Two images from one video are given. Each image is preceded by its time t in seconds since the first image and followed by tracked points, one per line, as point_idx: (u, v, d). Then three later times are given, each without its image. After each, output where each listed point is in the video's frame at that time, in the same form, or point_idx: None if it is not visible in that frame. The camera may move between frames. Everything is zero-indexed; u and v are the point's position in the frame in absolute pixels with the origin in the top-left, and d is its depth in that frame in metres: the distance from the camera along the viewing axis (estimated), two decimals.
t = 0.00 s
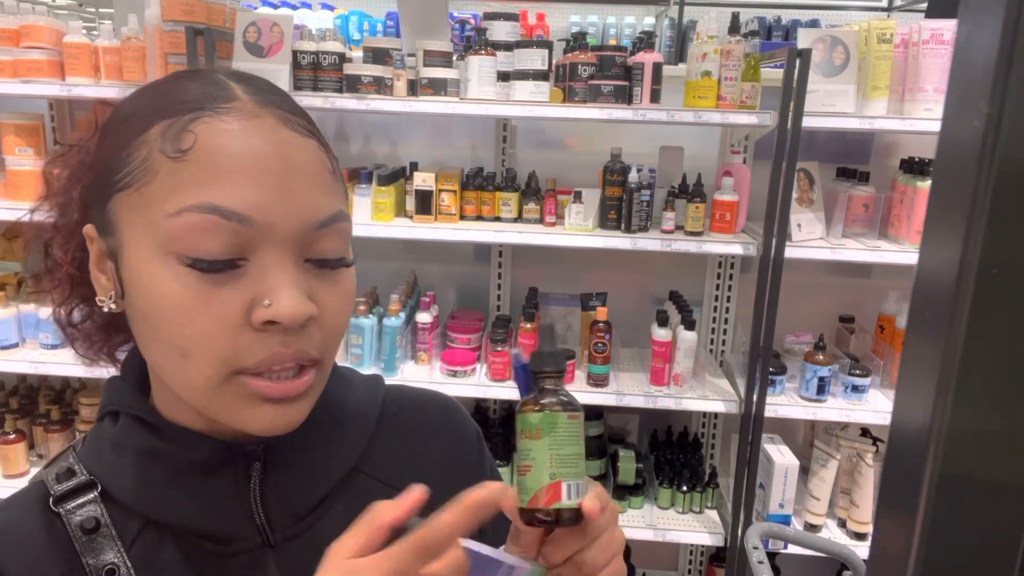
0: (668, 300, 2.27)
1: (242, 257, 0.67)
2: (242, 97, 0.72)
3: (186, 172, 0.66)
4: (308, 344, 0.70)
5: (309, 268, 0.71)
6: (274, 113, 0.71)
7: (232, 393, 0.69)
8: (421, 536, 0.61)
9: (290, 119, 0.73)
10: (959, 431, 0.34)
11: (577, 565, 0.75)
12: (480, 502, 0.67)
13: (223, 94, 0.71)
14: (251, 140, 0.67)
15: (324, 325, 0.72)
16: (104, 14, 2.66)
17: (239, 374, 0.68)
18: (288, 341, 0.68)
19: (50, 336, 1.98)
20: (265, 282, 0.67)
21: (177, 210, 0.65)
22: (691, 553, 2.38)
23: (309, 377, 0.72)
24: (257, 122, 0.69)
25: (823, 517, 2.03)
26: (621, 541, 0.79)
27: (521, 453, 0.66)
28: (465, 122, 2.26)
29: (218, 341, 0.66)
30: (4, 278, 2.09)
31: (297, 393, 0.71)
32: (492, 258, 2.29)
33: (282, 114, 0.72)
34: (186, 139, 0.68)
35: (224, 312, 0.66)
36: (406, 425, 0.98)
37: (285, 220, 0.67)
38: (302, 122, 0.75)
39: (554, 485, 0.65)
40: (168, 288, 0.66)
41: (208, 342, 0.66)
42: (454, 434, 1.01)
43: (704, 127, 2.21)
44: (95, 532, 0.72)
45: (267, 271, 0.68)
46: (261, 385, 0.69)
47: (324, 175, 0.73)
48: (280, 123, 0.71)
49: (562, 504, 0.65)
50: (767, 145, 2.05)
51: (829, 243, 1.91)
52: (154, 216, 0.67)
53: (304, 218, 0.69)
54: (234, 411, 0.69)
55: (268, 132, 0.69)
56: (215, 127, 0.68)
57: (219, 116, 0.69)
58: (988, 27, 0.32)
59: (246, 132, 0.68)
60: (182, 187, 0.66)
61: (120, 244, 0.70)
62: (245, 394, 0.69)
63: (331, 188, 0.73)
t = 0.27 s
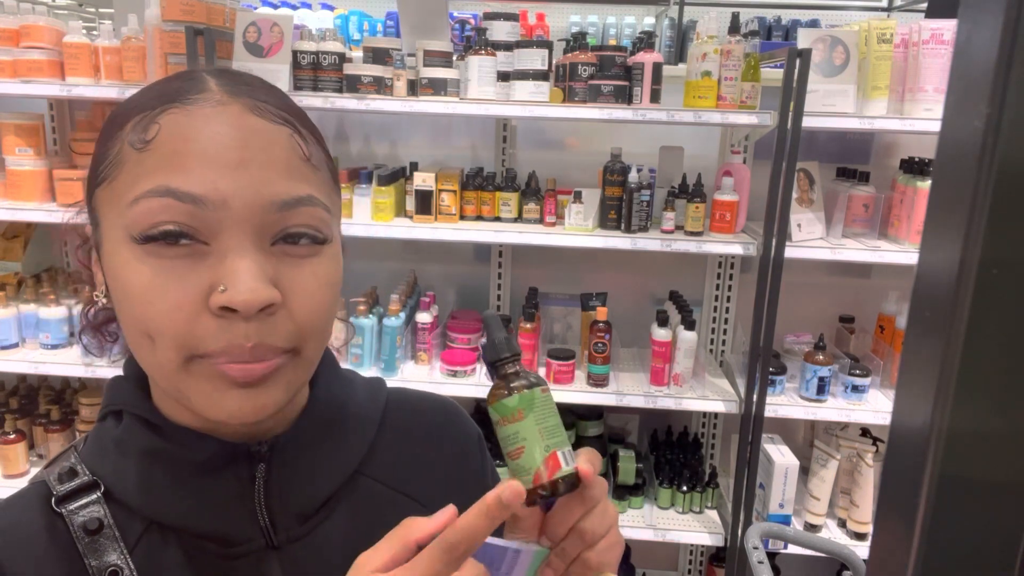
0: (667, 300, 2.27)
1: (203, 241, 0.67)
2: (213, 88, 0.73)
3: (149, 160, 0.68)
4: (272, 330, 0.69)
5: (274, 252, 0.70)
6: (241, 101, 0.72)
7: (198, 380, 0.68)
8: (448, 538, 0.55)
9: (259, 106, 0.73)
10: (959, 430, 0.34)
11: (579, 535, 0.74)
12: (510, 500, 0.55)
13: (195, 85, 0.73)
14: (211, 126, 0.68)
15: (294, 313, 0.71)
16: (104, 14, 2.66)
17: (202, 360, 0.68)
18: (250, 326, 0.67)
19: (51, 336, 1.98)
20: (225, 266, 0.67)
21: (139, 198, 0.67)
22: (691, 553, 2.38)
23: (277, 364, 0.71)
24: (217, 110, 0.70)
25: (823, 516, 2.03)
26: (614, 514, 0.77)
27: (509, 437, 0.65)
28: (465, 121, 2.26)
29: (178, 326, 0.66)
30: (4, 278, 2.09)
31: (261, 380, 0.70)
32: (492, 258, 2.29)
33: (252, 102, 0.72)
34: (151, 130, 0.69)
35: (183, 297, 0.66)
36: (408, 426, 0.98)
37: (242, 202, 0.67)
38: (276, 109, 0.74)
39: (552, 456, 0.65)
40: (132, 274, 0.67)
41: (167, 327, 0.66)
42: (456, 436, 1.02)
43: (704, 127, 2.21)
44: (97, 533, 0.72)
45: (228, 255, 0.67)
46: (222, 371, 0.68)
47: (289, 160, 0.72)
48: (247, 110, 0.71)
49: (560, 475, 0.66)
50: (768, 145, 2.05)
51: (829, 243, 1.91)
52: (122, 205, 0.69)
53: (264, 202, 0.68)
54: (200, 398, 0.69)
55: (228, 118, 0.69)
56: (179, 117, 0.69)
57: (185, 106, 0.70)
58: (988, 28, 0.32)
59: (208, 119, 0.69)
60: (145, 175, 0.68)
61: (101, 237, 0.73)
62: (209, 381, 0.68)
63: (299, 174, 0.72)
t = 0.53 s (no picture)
0: (668, 300, 2.27)
1: (202, 240, 0.67)
2: (206, 89, 0.73)
3: (146, 162, 0.68)
4: (274, 326, 0.69)
5: (274, 249, 0.71)
6: (234, 101, 0.71)
7: (201, 376, 0.68)
8: (464, 527, 0.56)
9: (253, 106, 0.73)
10: (959, 430, 0.34)
11: (563, 544, 0.73)
12: (525, 490, 0.56)
13: (189, 87, 0.73)
14: (206, 127, 0.68)
15: (296, 309, 0.71)
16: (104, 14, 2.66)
17: (205, 356, 0.68)
18: (251, 322, 0.67)
19: (51, 336, 1.98)
20: (225, 264, 0.67)
21: (137, 200, 0.67)
22: (691, 553, 2.38)
23: (279, 359, 0.71)
24: (212, 109, 0.70)
25: (823, 517, 2.03)
26: (605, 525, 0.77)
27: (498, 437, 0.65)
28: (465, 121, 2.26)
29: (179, 324, 0.66)
30: (4, 278, 2.09)
31: (264, 375, 0.70)
32: (492, 258, 2.29)
33: (245, 101, 0.72)
34: (147, 131, 0.69)
35: (184, 295, 0.66)
36: (410, 426, 0.98)
37: (241, 199, 0.67)
38: (269, 108, 0.74)
39: (540, 458, 0.64)
40: (132, 275, 0.68)
41: (169, 325, 0.66)
42: (458, 438, 1.02)
43: (704, 127, 2.21)
44: (98, 529, 0.72)
45: (228, 253, 0.67)
46: (225, 368, 0.68)
47: (285, 156, 0.72)
48: (241, 110, 0.71)
49: (547, 478, 0.65)
50: (768, 145, 2.05)
51: (829, 243, 1.91)
52: (120, 207, 0.69)
53: (262, 200, 0.68)
54: (204, 394, 0.69)
55: (222, 117, 0.69)
56: (173, 118, 0.69)
57: (179, 107, 0.70)
58: (988, 28, 0.32)
59: (203, 119, 0.69)
60: (142, 177, 0.68)
61: (99, 240, 0.73)
62: (212, 376, 0.68)
63: (295, 171, 0.73)
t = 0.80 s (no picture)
0: (668, 300, 2.27)
1: (205, 235, 0.67)
2: (207, 88, 0.73)
3: (149, 159, 0.68)
4: (276, 319, 0.69)
5: (277, 245, 0.71)
6: (235, 100, 0.72)
7: (203, 370, 0.68)
8: (455, 527, 0.55)
9: (253, 105, 0.73)
10: (959, 430, 0.34)
11: (556, 549, 0.73)
12: (516, 487, 0.57)
13: (189, 87, 0.73)
14: (208, 124, 0.69)
15: (297, 304, 0.71)
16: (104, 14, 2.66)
17: (207, 350, 0.67)
18: (253, 315, 0.67)
19: (51, 336, 1.98)
20: (227, 258, 0.67)
21: (140, 196, 0.67)
22: (691, 553, 2.38)
23: (281, 353, 0.70)
24: (212, 107, 0.70)
25: (823, 516, 2.03)
26: (607, 532, 0.76)
27: (493, 433, 0.66)
28: (465, 121, 2.26)
29: (181, 318, 0.66)
30: (4, 278, 2.09)
31: (266, 368, 0.70)
32: (492, 258, 2.29)
33: (245, 100, 0.73)
34: (148, 130, 0.70)
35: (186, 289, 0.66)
36: (409, 427, 0.98)
37: (242, 194, 0.68)
38: (269, 107, 0.75)
39: (532, 457, 0.65)
40: (134, 272, 0.67)
41: (171, 319, 0.66)
42: (456, 438, 1.02)
43: (704, 127, 2.21)
44: (96, 530, 0.72)
45: (229, 248, 0.68)
46: (226, 361, 0.68)
47: (284, 152, 0.72)
48: (243, 109, 0.72)
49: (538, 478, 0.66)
50: (768, 145, 2.05)
51: (829, 243, 1.91)
52: (122, 205, 0.69)
53: (263, 195, 0.69)
54: (205, 389, 0.69)
55: (223, 114, 0.70)
56: (175, 117, 0.70)
57: (181, 105, 0.71)
58: (988, 28, 0.32)
59: (205, 116, 0.69)
60: (145, 174, 0.68)
61: (101, 240, 0.73)
62: (214, 370, 0.68)
63: (296, 168, 0.73)
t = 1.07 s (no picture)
0: (668, 300, 2.27)
1: (221, 256, 0.67)
2: (218, 98, 0.71)
3: (163, 174, 0.67)
4: (290, 338, 0.70)
5: (290, 264, 0.71)
6: (248, 113, 0.71)
7: (216, 389, 0.68)
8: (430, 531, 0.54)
9: (266, 117, 0.72)
10: (960, 430, 0.34)
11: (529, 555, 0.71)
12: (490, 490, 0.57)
13: (200, 95, 0.71)
14: (225, 140, 0.68)
15: (307, 320, 0.72)
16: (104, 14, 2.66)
17: (222, 369, 0.68)
18: (270, 335, 0.68)
19: (50, 336, 1.98)
20: (244, 279, 0.67)
21: (155, 213, 0.66)
22: (691, 553, 2.38)
23: (293, 370, 0.72)
24: (231, 122, 0.69)
25: (823, 516, 2.03)
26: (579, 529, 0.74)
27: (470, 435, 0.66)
28: (465, 121, 2.26)
29: (199, 338, 0.66)
30: (4, 278, 2.09)
31: (280, 387, 0.71)
32: (492, 258, 2.29)
33: (258, 112, 0.72)
34: (162, 141, 0.68)
35: (203, 309, 0.66)
36: (403, 427, 0.98)
37: (262, 217, 0.68)
38: (279, 118, 0.74)
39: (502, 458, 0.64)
40: (146, 289, 0.66)
41: (187, 339, 0.66)
42: (451, 437, 1.02)
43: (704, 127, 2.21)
44: (92, 526, 0.72)
45: (246, 269, 0.68)
46: (242, 381, 0.69)
47: (301, 171, 0.72)
48: (257, 122, 0.71)
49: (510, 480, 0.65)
50: (768, 145, 2.05)
51: (829, 243, 1.91)
52: (134, 218, 0.67)
53: (281, 215, 0.69)
54: (217, 406, 0.69)
55: (242, 130, 0.69)
56: (189, 129, 0.68)
57: (194, 117, 0.69)
58: (988, 28, 0.32)
59: (221, 130, 0.68)
60: (159, 189, 0.66)
61: (104, 246, 0.71)
62: (228, 389, 0.68)
63: (309, 185, 0.73)
